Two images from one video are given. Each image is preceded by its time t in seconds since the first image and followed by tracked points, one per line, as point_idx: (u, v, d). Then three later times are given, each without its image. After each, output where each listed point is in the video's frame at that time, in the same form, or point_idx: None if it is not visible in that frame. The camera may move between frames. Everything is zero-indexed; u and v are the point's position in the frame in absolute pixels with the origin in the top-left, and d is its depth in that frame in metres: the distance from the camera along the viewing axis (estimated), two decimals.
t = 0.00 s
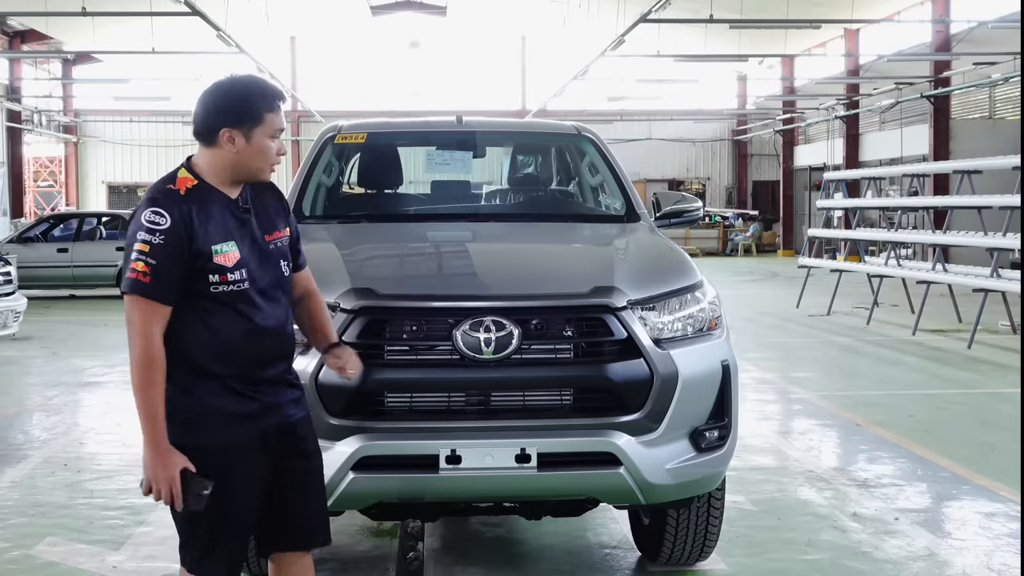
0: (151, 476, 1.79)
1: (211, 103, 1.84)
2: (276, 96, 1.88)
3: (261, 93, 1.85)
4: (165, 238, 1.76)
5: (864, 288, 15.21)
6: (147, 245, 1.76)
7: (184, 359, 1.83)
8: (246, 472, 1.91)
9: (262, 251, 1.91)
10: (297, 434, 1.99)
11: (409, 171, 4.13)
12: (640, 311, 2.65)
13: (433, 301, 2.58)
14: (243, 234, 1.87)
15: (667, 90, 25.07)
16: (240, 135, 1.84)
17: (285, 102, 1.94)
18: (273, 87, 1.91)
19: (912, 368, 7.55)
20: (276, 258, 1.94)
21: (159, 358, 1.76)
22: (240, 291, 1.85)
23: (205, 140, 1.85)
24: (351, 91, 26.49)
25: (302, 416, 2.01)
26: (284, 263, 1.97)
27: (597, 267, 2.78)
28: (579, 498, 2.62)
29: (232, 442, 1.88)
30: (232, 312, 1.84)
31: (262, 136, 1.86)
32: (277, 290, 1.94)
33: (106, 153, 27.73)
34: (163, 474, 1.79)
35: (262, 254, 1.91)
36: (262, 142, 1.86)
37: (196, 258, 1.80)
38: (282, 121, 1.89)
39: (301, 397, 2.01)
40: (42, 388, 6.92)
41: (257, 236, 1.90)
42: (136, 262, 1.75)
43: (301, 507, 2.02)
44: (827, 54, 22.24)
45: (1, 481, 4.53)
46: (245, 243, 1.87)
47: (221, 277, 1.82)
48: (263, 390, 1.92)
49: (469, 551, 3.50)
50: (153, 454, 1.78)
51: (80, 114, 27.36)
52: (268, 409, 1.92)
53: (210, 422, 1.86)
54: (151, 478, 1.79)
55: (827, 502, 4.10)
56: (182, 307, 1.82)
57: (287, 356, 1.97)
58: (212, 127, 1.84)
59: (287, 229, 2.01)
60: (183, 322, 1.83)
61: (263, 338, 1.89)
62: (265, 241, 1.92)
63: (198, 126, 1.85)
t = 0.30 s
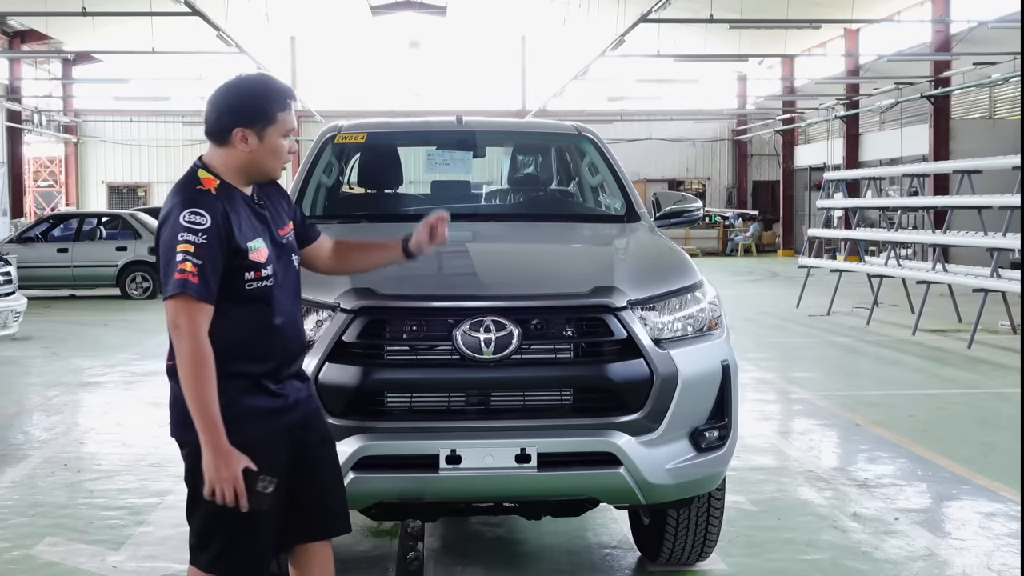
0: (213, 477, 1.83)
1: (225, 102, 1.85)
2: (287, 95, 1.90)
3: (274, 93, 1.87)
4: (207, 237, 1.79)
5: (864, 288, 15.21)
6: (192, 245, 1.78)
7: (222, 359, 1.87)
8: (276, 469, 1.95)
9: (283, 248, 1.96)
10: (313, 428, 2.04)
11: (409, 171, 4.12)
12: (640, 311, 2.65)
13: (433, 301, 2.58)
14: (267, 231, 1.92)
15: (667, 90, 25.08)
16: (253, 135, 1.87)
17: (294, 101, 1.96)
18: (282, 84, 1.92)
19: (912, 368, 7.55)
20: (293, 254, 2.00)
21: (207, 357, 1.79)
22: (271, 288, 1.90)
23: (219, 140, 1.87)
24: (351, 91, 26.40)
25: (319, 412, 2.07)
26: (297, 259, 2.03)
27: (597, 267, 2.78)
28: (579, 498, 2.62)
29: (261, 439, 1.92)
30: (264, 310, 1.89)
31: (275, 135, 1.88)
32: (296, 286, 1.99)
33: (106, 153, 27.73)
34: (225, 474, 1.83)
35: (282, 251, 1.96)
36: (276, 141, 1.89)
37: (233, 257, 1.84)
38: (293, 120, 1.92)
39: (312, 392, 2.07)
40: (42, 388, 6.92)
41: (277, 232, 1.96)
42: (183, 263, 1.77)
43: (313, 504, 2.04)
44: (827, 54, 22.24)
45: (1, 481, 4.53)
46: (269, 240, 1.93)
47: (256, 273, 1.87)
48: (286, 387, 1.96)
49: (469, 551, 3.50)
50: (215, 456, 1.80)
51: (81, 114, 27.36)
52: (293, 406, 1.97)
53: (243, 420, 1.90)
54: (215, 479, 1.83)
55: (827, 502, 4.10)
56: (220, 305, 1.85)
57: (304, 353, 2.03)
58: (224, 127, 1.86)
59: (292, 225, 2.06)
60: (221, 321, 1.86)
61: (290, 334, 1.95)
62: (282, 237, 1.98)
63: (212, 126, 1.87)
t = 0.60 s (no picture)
0: (254, 461, 1.90)
1: (276, 102, 1.89)
2: (336, 102, 1.94)
3: (324, 98, 1.91)
4: (242, 233, 1.85)
5: (864, 288, 15.21)
6: (226, 240, 1.84)
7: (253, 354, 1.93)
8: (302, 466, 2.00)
9: (320, 249, 2.00)
10: (342, 431, 2.08)
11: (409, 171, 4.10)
12: (640, 311, 2.65)
13: (433, 301, 2.58)
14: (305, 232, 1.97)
15: (667, 90, 25.09)
16: (300, 136, 1.90)
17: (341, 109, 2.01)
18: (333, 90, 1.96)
19: (912, 368, 7.55)
20: (331, 255, 2.04)
21: (239, 350, 1.85)
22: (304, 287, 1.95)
23: (265, 139, 1.91)
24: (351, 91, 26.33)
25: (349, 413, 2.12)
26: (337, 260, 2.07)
27: (597, 266, 2.78)
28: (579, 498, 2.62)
29: (287, 433, 1.98)
30: (296, 308, 1.94)
31: (320, 139, 1.92)
32: (333, 288, 2.03)
33: (106, 153, 27.73)
34: (266, 458, 1.90)
35: (320, 252, 2.00)
36: (321, 144, 1.93)
37: (268, 254, 1.90)
38: (340, 125, 1.95)
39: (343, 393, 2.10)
40: (42, 388, 6.92)
41: (316, 233, 2.00)
42: (215, 257, 1.83)
43: (332, 503, 2.08)
44: (827, 54, 22.24)
45: (1, 481, 4.53)
46: (307, 239, 1.97)
47: (289, 272, 1.92)
48: (314, 387, 2.01)
49: (468, 551, 3.50)
50: (255, 441, 1.88)
51: (81, 114, 27.37)
52: (319, 406, 2.02)
53: (271, 414, 1.97)
54: (257, 464, 1.90)
55: (827, 502, 4.10)
56: (254, 301, 1.91)
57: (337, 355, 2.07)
58: (273, 127, 1.90)
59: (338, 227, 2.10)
60: (253, 315, 1.92)
61: (322, 333, 1.99)
62: (322, 238, 2.01)
63: (260, 124, 1.91)
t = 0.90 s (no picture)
0: (248, 448, 1.97)
1: (315, 99, 1.99)
2: (377, 102, 2.03)
3: (363, 97, 2.00)
4: (269, 224, 1.93)
5: (864, 288, 15.21)
6: (252, 229, 1.92)
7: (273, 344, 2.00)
8: (315, 460, 2.04)
9: (350, 247, 2.07)
10: (362, 430, 2.12)
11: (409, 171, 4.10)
12: (640, 311, 2.65)
13: (433, 301, 2.58)
14: (335, 229, 2.04)
15: (667, 90, 25.10)
16: (339, 133, 1.99)
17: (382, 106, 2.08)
18: (375, 92, 2.05)
19: (912, 368, 7.55)
20: (363, 255, 2.11)
21: (256, 337, 1.92)
22: (329, 281, 2.01)
23: (307, 134, 2.01)
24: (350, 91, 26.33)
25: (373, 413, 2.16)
26: (370, 261, 2.14)
27: (597, 267, 2.79)
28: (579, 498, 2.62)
29: (300, 427, 2.02)
30: (318, 302, 2.01)
31: (359, 136, 2.00)
32: (364, 287, 2.11)
33: (106, 153, 27.73)
34: (258, 446, 1.96)
35: (351, 250, 2.07)
36: (360, 142, 2.01)
37: (294, 247, 1.97)
38: (379, 124, 2.04)
39: (369, 392, 2.16)
40: (42, 388, 6.92)
41: (348, 232, 2.07)
42: (241, 244, 1.91)
43: (352, 500, 2.14)
44: (827, 54, 22.23)
45: (1, 481, 4.53)
46: (337, 236, 2.05)
47: (316, 266, 2.00)
48: (336, 383, 2.07)
49: (468, 550, 3.50)
50: (251, 429, 1.95)
51: (81, 114, 27.38)
52: (339, 402, 2.07)
53: (287, 407, 2.02)
54: (248, 452, 1.96)
55: (827, 502, 4.10)
56: (278, 291, 1.99)
57: (362, 356, 2.12)
58: (314, 123, 1.99)
59: (376, 230, 2.18)
60: (276, 306, 1.99)
61: (346, 329, 2.05)
62: (354, 238, 2.09)
63: (303, 121, 2.00)
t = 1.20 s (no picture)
0: (251, 444, 1.98)
1: (326, 101, 1.99)
2: (392, 102, 2.03)
3: (374, 97, 2.00)
4: (276, 222, 1.93)
5: (864, 288, 15.21)
6: (259, 228, 1.92)
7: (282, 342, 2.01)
8: (324, 457, 2.04)
9: (361, 247, 2.07)
10: (372, 430, 2.11)
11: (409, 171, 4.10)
12: (640, 311, 2.65)
13: (433, 301, 2.58)
14: (345, 228, 2.04)
15: (667, 90, 25.10)
16: (351, 133, 1.99)
17: (397, 107, 2.08)
18: (391, 94, 2.05)
19: (912, 368, 7.55)
20: (374, 255, 2.10)
21: (263, 334, 1.93)
22: (337, 280, 2.01)
23: (318, 135, 2.01)
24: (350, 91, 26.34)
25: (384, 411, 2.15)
26: (383, 261, 2.13)
27: (597, 267, 2.79)
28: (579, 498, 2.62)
29: (309, 424, 2.02)
30: (326, 300, 2.01)
31: (371, 135, 2.00)
32: (376, 286, 2.10)
33: (106, 153, 27.72)
34: (261, 441, 1.97)
35: (361, 249, 2.07)
36: (371, 142, 2.00)
37: (301, 245, 1.97)
38: (392, 125, 2.03)
39: (381, 391, 2.15)
40: (42, 388, 6.92)
41: (359, 231, 2.07)
42: (247, 242, 1.92)
43: (363, 498, 2.14)
44: (827, 54, 22.22)
45: (1, 481, 4.53)
46: (347, 235, 2.04)
47: (323, 264, 1.99)
48: (346, 382, 2.06)
49: (468, 551, 3.51)
50: (257, 424, 1.96)
51: (80, 114, 27.38)
52: (348, 401, 2.06)
53: (296, 404, 2.02)
54: (253, 445, 1.97)
55: (827, 502, 4.10)
56: (286, 289, 1.99)
57: (375, 354, 2.12)
58: (325, 123, 2.00)
59: (392, 231, 2.18)
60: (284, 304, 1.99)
61: (356, 329, 2.05)
62: (366, 238, 2.08)
63: (315, 121, 2.01)
